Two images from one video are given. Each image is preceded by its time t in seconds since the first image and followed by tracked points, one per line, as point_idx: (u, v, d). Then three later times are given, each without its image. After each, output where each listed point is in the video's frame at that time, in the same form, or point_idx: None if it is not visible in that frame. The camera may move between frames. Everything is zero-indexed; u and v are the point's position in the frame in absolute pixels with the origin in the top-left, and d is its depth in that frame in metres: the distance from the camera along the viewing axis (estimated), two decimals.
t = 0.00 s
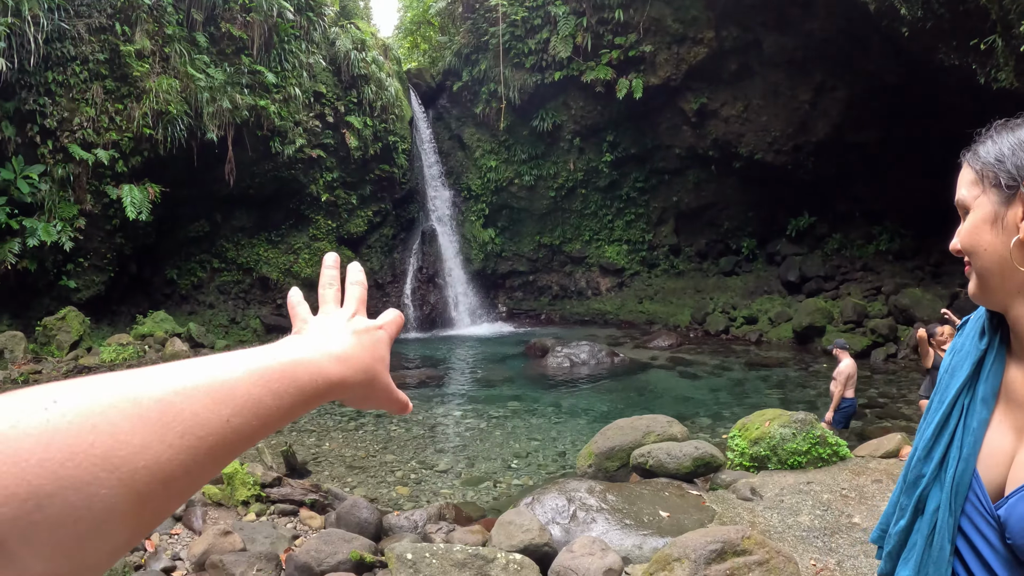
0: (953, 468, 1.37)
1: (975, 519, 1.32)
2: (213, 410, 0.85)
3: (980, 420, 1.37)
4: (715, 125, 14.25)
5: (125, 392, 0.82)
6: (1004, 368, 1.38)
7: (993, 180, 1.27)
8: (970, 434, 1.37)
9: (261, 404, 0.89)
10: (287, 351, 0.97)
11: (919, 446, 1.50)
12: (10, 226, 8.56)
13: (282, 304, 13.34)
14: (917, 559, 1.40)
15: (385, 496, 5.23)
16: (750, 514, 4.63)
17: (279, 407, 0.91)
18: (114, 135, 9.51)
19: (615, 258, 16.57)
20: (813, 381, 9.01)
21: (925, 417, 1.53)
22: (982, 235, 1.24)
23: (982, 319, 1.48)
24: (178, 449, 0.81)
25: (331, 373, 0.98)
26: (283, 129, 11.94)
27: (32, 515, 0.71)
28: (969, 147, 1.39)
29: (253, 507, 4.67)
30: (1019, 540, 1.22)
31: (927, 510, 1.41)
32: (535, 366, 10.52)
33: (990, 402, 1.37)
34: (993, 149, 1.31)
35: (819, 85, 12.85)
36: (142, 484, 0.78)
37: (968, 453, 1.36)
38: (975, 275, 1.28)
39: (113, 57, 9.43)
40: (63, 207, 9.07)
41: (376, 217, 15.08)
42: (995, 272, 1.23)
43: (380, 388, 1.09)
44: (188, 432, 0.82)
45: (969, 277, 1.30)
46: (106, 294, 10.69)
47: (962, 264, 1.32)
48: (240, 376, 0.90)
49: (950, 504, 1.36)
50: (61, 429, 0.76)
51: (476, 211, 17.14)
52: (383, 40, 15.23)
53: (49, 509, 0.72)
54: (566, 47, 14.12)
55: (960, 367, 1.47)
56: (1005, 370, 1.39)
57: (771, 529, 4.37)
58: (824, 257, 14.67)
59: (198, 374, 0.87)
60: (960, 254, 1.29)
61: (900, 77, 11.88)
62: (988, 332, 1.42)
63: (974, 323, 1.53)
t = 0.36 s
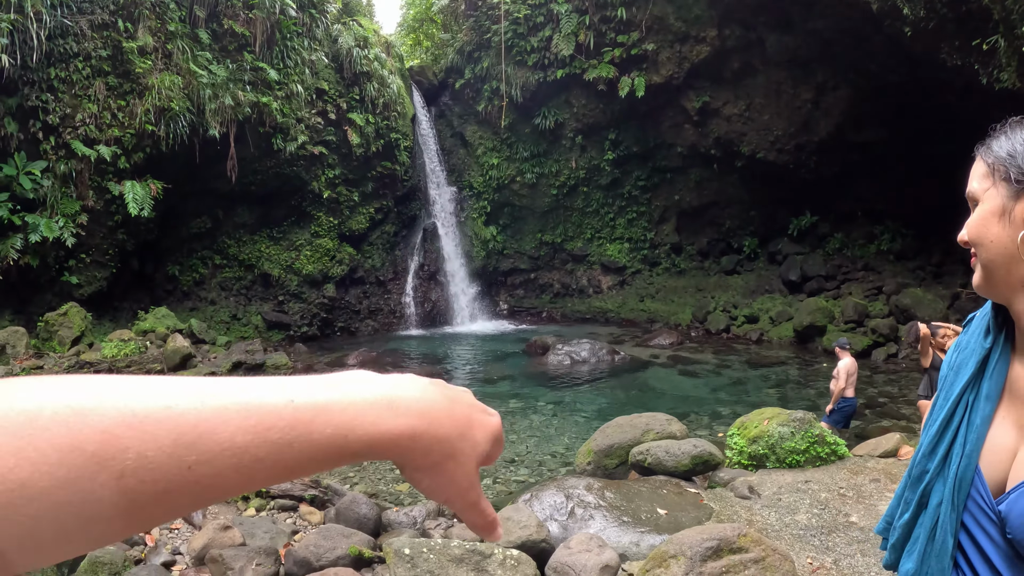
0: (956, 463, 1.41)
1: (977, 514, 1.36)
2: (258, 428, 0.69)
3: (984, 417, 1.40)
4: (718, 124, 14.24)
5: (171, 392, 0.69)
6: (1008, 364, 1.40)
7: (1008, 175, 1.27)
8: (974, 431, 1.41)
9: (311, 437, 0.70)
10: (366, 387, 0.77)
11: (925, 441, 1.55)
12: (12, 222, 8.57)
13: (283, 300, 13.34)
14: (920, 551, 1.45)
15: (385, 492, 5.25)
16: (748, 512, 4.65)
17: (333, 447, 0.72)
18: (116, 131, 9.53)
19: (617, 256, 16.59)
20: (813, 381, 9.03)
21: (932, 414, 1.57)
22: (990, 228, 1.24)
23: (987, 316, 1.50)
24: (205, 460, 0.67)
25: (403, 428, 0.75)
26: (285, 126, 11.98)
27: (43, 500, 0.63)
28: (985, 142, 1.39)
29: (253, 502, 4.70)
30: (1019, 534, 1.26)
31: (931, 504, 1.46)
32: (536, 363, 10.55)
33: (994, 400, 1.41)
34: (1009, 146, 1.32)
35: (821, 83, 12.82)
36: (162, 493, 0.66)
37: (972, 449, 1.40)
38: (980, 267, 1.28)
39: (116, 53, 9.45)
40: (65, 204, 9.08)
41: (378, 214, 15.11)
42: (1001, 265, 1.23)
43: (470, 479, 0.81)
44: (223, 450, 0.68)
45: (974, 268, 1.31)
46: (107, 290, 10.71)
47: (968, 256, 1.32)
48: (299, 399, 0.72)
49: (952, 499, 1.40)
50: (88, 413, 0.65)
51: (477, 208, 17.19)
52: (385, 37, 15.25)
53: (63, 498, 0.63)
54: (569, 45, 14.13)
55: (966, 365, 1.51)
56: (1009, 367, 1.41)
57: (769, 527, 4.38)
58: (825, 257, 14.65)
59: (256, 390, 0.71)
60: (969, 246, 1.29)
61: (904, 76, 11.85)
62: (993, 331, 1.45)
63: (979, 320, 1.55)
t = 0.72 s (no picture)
0: (945, 467, 1.44)
1: (965, 517, 1.39)
2: (284, 388, 0.71)
3: (970, 421, 1.43)
4: (719, 123, 14.23)
5: (199, 357, 0.70)
6: (996, 369, 1.43)
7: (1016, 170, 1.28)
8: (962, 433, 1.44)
9: (336, 390, 0.75)
10: (390, 330, 0.85)
11: (913, 443, 1.58)
12: (15, 220, 8.64)
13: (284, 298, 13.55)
14: (908, 552, 1.48)
15: (384, 489, 5.29)
16: (742, 511, 4.68)
17: (357, 394, 0.77)
18: (118, 129, 9.58)
19: (618, 255, 16.61)
20: (812, 381, 9.05)
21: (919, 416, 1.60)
22: (988, 219, 1.26)
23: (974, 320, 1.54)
24: (235, 423, 0.69)
25: (419, 367, 0.84)
26: (287, 124, 12.00)
27: (106, 470, 0.63)
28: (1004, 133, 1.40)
29: (252, 498, 4.75)
30: (1006, 536, 1.29)
31: (919, 506, 1.49)
32: (536, 362, 10.58)
33: (980, 404, 1.44)
34: None
35: (823, 83, 12.81)
36: (227, 449, 0.69)
37: (960, 451, 1.43)
38: (971, 255, 1.31)
39: (118, 51, 9.49)
40: (67, 201, 9.14)
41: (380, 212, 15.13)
42: (997, 256, 1.25)
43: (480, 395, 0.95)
44: (287, 397, 0.72)
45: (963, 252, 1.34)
46: (109, 286, 10.76)
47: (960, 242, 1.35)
48: (316, 352, 0.74)
49: (941, 502, 1.43)
50: (138, 379, 0.66)
51: (479, 207, 17.24)
52: (388, 35, 15.28)
53: (130, 465, 0.64)
54: (570, 43, 14.15)
55: (953, 370, 1.54)
56: (995, 370, 1.44)
57: (764, 526, 4.41)
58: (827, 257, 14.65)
59: (267, 343, 0.73)
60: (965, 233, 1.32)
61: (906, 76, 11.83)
62: (980, 334, 1.48)
63: (967, 323, 1.58)
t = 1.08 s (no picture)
0: (942, 458, 1.46)
1: (962, 507, 1.40)
2: (289, 397, 0.78)
3: (967, 413, 1.44)
4: (723, 123, 14.21)
5: (207, 371, 0.75)
6: (993, 363, 1.45)
7: None
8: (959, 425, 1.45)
9: (330, 395, 0.82)
10: (363, 335, 0.93)
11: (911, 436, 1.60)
12: (19, 216, 8.72)
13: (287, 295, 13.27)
14: (907, 541, 1.50)
15: (385, 486, 5.31)
16: (742, 510, 4.69)
17: (345, 397, 0.85)
18: (122, 126, 9.61)
19: (621, 254, 16.62)
20: (814, 380, 9.06)
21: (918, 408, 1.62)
22: (992, 213, 1.27)
23: (972, 316, 1.55)
24: (256, 429, 0.74)
25: (401, 366, 0.93)
26: (290, 122, 12.03)
27: (138, 480, 0.66)
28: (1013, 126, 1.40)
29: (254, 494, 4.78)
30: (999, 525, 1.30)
31: (918, 497, 1.50)
32: (538, 360, 10.59)
33: (978, 396, 1.45)
34: None
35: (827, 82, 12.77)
36: (249, 453, 0.74)
37: (958, 443, 1.44)
38: (970, 246, 1.32)
39: (122, 49, 9.54)
40: (71, 198, 9.20)
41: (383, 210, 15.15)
42: (996, 248, 1.26)
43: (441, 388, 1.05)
44: (295, 401, 0.78)
45: (963, 242, 1.35)
46: (112, 283, 10.81)
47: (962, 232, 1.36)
48: (307, 361, 0.83)
49: (938, 492, 1.44)
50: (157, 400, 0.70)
51: (483, 205, 17.26)
52: (391, 33, 15.30)
53: (161, 474, 0.67)
54: (573, 42, 14.16)
55: (952, 364, 1.55)
56: (993, 364, 1.46)
57: (763, 525, 4.42)
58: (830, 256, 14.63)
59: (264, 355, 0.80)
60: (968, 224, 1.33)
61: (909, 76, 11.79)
62: (978, 330, 1.50)
63: (964, 319, 1.60)
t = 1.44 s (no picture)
0: (942, 460, 1.45)
1: (962, 508, 1.40)
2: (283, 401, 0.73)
3: (967, 416, 1.44)
4: (727, 121, 14.17)
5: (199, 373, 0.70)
6: (992, 366, 1.44)
7: None
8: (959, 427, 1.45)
9: (329, 402, 0.77)
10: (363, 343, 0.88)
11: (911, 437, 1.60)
12: (24, 214, 8.74)
13: (291, 293, 13.30)
14: (907, 542, 1.50)
15: (388, 484, 5.32)
16: (744, 509, 4.68)
17: (345, 403, 0.80)
18: (126, 123, 9.63)
19: (624, 253, 16.60)
20: (818, 379, 9.03)
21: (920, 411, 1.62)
22: (998, 216, 1.26)
23: (973, 320, 1.54)
24: (253, 435, 0.70)
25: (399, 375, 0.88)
26: (294, 120, 12.06)
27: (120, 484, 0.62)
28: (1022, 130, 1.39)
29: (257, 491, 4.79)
30: (997, 526, 1.30)
31: (918, 499, 1.50)
32: (541, 358, 10.59)
33: (978, 399, 1.45)
34: None
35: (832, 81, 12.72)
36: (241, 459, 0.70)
37: (957, 445, 1.44)
38: (973, 247, 1.31)
39: (126, 47, 9.55)
40: (75, 195, 9.23)
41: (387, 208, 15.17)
42: (1000, 250, 1.25)
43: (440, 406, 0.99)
44: (293, 406, 0.74)
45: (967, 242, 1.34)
46: (116, 280, 10.84)
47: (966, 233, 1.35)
48: (306, 365, 0.78)
49: (938, 493, 1.44)
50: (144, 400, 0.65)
51: (486, 203, 17.26)
52: (395, 31, 15.30)
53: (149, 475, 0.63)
54: (578, 40, 14.13)
55: (953, 367, 1.54)
56: (993, 366, 1.45)
57: (765, 524, 4.42)
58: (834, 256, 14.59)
59: (257, 357, 0.75)
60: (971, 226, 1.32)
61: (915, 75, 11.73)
62: (978, 333, 1.49)
63: (965, 322, 1.59)
